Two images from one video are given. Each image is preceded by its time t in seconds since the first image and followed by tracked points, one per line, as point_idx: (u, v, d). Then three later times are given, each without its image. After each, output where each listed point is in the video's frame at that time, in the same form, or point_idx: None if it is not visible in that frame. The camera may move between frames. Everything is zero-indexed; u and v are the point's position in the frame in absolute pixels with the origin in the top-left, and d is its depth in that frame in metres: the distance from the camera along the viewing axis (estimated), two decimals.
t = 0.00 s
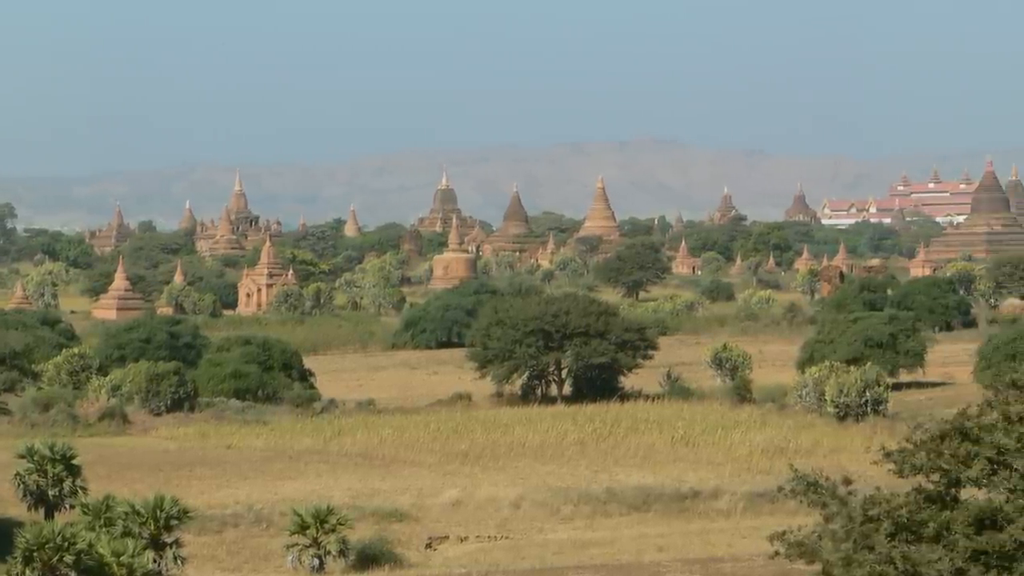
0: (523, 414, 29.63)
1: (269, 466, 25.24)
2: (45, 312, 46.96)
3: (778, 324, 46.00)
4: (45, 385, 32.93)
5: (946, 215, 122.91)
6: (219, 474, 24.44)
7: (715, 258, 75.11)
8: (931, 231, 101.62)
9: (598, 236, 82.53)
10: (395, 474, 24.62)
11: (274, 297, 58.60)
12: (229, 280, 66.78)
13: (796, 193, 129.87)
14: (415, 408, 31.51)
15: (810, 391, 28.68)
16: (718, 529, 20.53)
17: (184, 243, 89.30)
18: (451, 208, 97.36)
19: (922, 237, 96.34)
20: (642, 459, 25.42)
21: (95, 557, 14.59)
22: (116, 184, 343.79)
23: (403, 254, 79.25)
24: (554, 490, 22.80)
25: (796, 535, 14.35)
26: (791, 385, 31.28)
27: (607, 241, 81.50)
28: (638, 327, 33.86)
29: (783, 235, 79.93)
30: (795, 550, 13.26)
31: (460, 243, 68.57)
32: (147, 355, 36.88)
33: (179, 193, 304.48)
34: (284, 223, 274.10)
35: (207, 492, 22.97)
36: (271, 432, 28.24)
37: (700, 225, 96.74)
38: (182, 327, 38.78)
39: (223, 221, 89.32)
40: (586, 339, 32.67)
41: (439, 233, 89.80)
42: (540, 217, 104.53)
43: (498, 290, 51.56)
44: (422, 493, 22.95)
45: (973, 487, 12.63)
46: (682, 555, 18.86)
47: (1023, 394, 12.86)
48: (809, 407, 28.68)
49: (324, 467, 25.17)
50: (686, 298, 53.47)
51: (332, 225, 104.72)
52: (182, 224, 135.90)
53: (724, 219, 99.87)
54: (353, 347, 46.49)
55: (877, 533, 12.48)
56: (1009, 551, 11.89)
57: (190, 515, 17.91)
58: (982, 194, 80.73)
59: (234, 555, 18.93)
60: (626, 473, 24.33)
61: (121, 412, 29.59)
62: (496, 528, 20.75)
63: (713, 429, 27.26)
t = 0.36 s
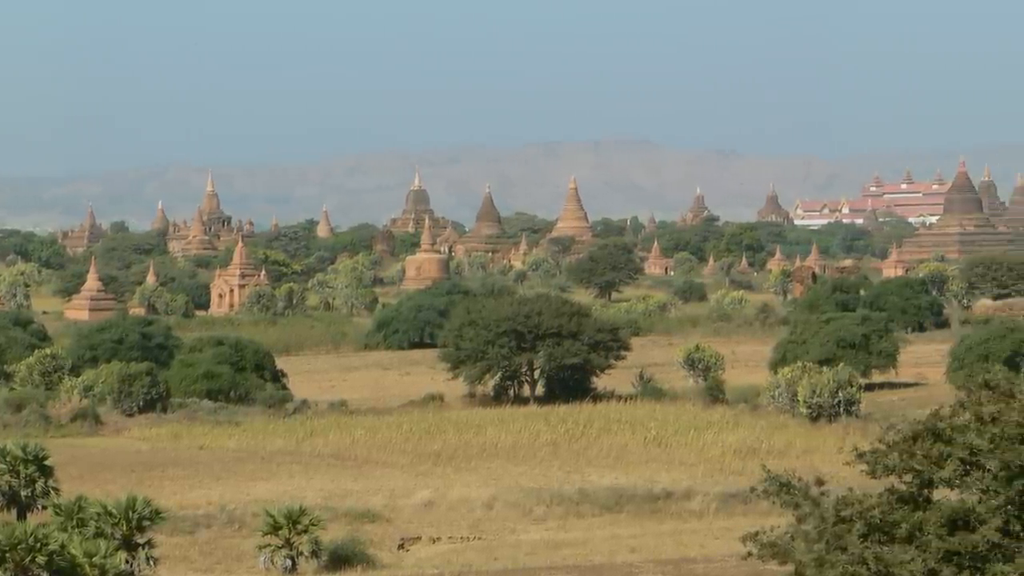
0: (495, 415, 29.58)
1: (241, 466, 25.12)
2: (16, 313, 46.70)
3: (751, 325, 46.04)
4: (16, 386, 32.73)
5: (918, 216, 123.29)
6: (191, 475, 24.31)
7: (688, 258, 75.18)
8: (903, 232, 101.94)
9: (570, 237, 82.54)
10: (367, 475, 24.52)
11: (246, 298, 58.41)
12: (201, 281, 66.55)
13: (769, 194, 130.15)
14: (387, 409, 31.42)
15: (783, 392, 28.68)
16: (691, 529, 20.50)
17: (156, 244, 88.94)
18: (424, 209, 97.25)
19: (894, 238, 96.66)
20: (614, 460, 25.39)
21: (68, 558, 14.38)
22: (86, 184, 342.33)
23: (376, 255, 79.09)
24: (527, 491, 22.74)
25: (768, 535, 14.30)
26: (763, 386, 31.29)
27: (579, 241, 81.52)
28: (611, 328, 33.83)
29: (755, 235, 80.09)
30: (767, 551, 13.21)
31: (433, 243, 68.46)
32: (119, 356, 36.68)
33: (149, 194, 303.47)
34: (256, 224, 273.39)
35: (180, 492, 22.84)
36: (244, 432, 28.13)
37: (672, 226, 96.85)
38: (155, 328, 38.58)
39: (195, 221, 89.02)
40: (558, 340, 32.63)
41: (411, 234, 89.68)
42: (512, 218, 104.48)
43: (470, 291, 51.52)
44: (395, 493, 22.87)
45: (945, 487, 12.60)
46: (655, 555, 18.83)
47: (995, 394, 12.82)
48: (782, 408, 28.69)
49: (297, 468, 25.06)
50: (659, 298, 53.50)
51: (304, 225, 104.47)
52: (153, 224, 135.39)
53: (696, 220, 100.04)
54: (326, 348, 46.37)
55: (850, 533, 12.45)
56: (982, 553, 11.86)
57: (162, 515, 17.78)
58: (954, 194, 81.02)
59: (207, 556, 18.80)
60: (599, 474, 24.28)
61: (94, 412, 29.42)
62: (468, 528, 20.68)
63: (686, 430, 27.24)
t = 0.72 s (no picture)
0: (467, 416, 29.53)
1: (214, 467, 25.00)
2: None
3: (722, 325, 46.08)
4: None
5: (891, 216, 123.64)
6: (164, 475, 24.18)
7: (660, 259, 75.24)
8: (874, 232, 102.25)
9: (542, 237, 82.55)
10: (339, 475, 24.43)
11: (218, 299, 58.23)
12: (173, 281, 66.29)
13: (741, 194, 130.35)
14: (359, 410, 31.33)
15: (755, 392, 28.69)
16: (663, 530, 20.48)
17: (127, 245, 88.54)
18: (396, 210, 97.13)
19: (865, 238, 96.93)
20: (586, 460, 25.36)
21: (40, 558, 14.22)
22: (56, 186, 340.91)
23: (349, 256, 78.95)
24: (499, 491, 22.69)
25: (740, 536, 14.26)
26: (735, 387, 31.30)
27: (551, 242, 81.53)
28: (583, 328, 33.81)
29: (728, 236, 80.25)
30: (740, 552, 13.16)
31: (405, 244, 68.37)
32: (91, 357, 36.49)
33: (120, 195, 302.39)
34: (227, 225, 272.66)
35: (152, 493, 22.71)
36: (216, 433, 28.00)
37: (645, 227, 96.99)
38: (127, 329, 38.39)
39: (167, 222, 88.66)
40: (530, 341, 32.58)
41: (383, 235, 89.56)
42: (484, 219, 104.43)
43: (442, 292, 51.47)
44: (367, 494, 22.78)
45: (917, 487, 12.56)
46: (628, 556, 18.79)
47: (967, 395, 12.80)
48: (754, 408, 28.70)
49: (269, 468, 24.95)
50: (631, 299, 53.56)
51: (276, 226, 104.23)
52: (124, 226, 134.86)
53: (668, 220, 100.20)
54: (298, 348, 46.22)
55: (822, 534, 12.42)
56: (954, 554, 11.86)
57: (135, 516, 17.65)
58: (926, 196, 81.32)
59: (179, 557, 18.68)
60: (571, 474, 24.25)
61: (66, 413, 29.25)
62: (441, 529, 20.60)
63: (658, 430, 27.23)
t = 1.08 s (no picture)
0: (439, 416, 29.46)
1: (186, 467, 24.86)
2: None
3: (695, 326, 46.12)
4: None
5: (864, 216, 124.03)
6: (135, 476, 24.04)
7: (633, 259, 75.32)
8: (846, 233, 102.59)
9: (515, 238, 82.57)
10: (312, 476, 24.33)
11: (190, 299, 58.05)
12: (145, 282, 66.09)
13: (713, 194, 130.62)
14: (332, 411, 31.24)
15: (728, 393, 28.69)
16: (636, 531, 20.42)
17: (99, 246, 88.19)
18: (369, 210, 97.03)
19: (838, 239, 97.22)
20: (558, 461, 25.32)
21: (12, 559, 14.03)
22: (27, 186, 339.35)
23: (321, 257, 78.89)
24: (471, 492, 22.62)
25: (712, 537, 14.21)
26: (709, 387, 31.29)
27: (524, 242, 81.58)
28: (556, 329, 33.77)
29: (700, 236, 80.40)
30: (711, 552, 13.11)
31: (377, 244, 68.30)
32: (63, 357, 36.29)
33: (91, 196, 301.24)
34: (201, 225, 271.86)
35: (125, 494, 22.58)
36: (188, 433, 27.87)
37: (617, 227, 97.12)
38: (99, 329, 38.20)
39: (139, 222, 88.38)
40: (503, 341, 32.53)
41: (356, 235, 89.46)
42: (457, 219, 104.38)
43: (415, 293, 51.42)
44: (340, 495, 22.68)
45: (890, 488, 12.51)
46: (600, 557, 18.74)
47: (940, 395, 12.77)
48: (727, 409, 28.71)
49: (241, 469, 24.84)
50: (603, 299, 53.61)
51: (248, 227, 104.01)
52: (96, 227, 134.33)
53: (639, 221, 100.37)
54: (270, 348, 46.09)
55: (795, 534, 12.36)
56: (927, 555, 11.84)
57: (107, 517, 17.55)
58: (898, 197, 81.63)
59: (151, 557, 18.55)
60: (543, 475, 24.19)
61: (37, 413, 29.07)
62: (413, 530, 20.52)
63: (631, 431, 27.21)
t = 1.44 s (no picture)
0: (411, 417, 29.38)
1: (158, 468, 24.72)
2: None
3: (667, 327, 46.14)
4: None
5: (836, 217, 124.32)
6: (107, 477, 23.90)
7: (605, 260, 75.38)
8: (818, 234, 102.83)
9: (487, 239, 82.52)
10: (284, 477, 24.23)
11: (162, 300, 57.83)
12: (116, 283, 65.82)
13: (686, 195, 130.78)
14: (304, 411, 31.11)
15: (700, 394, 28.69)
16: (608, 531, 20.37)
17: (70, 246, 87.80)
18: (341, 211, 96.87)
19: (809, 240, 97.43)
20: (531, 462, 25.27)
21: None
22: None
23: (293, 258, 78.71)
24: (444, 492, 22.54)
25: (685, 538, 14.18)
26: (681, 388, 31.27)
27: (496, 243, 81.55)
28: (528, 330, 33.71)
29: (673, 237, 80.47)
30: (685, 553, 13.09)
31: (350, 245, 68.16)
32: (35, 357, 36.07)
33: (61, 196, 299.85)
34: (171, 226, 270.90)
35: (97, 494, 22.44)
36: (161, 434, 27.72)
37: (589, 228, 97.17)
38: (71, 330, 37.99)
39: (110, 223, 88.04)
40: (475, 342, 32.46)
41: (328, 236, 89.28)
42: (429, 220, 104.29)
43: (387, 293, 51.34)
44: (312, 495, 22.58)
45: (862, 489, 12.50)
46: (572, 558, 18.69)
47: (913, 396, 12.76)
48: (699, 410, 28.69)
49: (213, 470, 24.71)
50: (576, 300, 53.60)
51: (220, 227, 103.73)
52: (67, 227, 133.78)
53: (612, 222, 100.43)
54: (242, 349, 45.92)
55: (767, 535, 12.35)
56: (899, 555, 11.83)
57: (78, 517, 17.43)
58: (870, 197, 81.83)
59: (123, 558, 18.42)
60: (515, 476, 24.13)
61: (8, 414, 28.88)
62: (385, 531, 20.44)
63: (603, 432, 27.16)
